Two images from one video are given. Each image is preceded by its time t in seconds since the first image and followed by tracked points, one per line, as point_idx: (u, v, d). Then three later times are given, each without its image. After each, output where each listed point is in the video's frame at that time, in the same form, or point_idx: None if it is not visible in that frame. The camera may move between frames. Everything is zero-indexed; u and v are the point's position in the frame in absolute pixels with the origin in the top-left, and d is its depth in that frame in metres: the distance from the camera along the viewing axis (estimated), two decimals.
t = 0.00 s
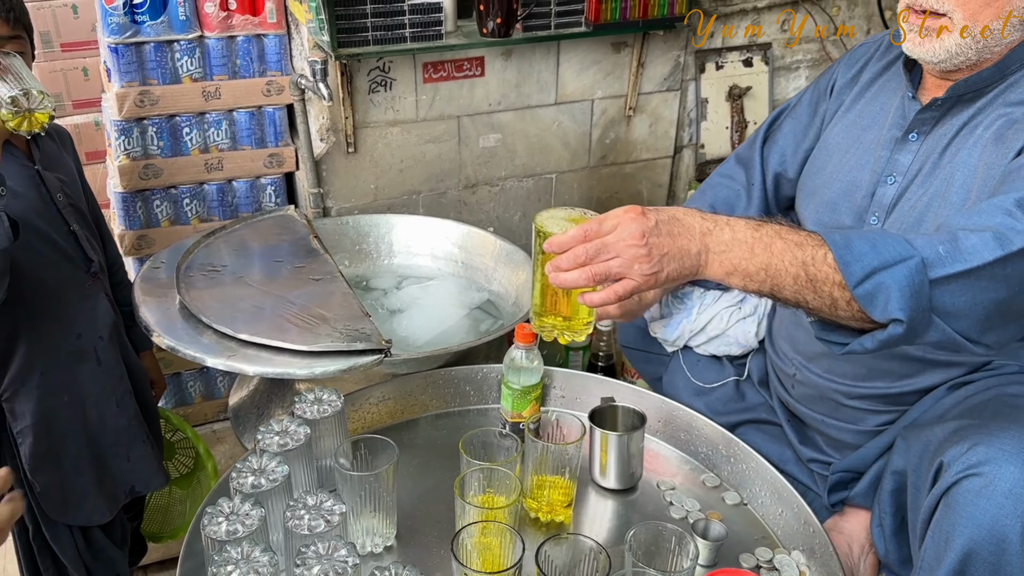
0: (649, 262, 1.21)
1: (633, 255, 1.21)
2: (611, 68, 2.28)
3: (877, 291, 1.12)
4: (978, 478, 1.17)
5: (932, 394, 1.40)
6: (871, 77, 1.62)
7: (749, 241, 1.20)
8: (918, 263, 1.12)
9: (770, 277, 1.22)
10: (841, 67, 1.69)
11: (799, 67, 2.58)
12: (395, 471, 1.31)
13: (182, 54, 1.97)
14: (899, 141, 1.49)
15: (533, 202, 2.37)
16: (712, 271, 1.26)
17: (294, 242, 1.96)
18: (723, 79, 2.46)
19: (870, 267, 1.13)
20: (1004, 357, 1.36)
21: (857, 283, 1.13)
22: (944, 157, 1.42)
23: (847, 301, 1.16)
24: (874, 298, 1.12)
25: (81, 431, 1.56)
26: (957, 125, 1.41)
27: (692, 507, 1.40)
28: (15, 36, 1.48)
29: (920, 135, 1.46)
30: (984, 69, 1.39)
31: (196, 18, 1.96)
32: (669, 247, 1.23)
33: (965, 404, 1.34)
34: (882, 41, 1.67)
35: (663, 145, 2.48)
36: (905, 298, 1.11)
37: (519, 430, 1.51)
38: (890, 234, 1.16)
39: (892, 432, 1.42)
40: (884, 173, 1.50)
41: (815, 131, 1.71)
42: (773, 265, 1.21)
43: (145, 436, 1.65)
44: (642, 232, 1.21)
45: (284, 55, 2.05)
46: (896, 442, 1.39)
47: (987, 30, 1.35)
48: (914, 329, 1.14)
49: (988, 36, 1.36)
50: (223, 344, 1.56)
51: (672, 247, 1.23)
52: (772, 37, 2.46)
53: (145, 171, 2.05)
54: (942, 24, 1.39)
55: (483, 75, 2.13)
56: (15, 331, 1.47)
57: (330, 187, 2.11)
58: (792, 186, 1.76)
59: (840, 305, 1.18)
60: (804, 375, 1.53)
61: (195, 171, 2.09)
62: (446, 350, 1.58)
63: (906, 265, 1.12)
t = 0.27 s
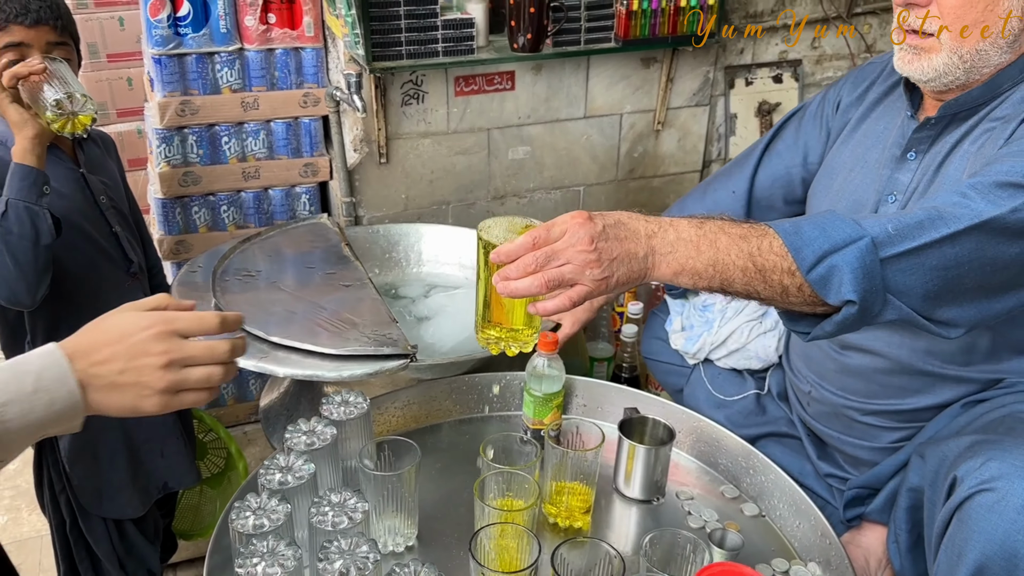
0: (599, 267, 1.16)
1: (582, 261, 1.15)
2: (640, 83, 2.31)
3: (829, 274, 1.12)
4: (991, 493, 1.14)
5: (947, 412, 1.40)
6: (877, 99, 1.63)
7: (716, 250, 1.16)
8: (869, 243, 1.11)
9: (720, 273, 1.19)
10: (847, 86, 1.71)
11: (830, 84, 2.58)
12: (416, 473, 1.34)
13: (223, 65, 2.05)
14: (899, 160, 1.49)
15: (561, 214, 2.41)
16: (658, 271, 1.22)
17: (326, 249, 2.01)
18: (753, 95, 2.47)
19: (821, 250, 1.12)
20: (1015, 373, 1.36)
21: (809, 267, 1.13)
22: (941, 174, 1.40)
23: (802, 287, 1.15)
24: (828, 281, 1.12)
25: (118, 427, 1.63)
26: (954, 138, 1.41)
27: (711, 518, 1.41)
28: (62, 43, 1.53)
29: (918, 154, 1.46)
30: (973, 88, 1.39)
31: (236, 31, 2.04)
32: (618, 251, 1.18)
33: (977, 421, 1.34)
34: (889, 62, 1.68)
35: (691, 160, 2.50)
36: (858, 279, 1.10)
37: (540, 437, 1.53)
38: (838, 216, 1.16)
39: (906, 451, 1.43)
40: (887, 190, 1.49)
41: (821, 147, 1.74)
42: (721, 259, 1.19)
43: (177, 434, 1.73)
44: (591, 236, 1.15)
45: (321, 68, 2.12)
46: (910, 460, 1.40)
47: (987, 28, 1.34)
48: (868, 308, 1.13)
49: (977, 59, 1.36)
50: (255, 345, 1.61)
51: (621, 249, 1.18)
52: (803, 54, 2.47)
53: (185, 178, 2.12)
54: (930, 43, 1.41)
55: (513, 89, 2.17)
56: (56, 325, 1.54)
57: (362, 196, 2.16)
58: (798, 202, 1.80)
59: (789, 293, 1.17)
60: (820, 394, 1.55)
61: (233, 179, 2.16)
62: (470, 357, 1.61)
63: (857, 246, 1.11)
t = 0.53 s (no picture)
0: (572, 292, 1.16)
1: (555, 286, 1.15)
2: (673, 102, 2.36)
3: (795, 290, 1.14)
4: (1002, 511, 1.15)
5: (959, 434, 1.43)
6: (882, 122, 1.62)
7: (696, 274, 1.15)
8: (832, 258, 1.13)
9: (690, 294, 1.20)
10: (859, 108, 1.69)
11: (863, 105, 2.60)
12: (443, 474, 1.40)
13: (270, 81, 2.15)
14: (894, 184, 1.49)
15: (592, 230, 2.46)
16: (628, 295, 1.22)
17: (363, 259, 2.09)
18: (785, 116, 2.50)
19: (787, 266, 1.15)
20: None
21: (775, 282, 1.15)
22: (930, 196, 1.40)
23: (770, 302, 1.17)
24: (793, 297, 1.14)
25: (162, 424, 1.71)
26: (941, 166, 1.40)
27: (730, 528, 1.44)
28: (119, 56, 1.60)
29: (911, 179, 1.46)
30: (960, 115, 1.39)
31: (284, 49, 2.13)
32: (590, 277, 1.18)
33: (992, 441, 1.36)
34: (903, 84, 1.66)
35: (723, 179, 2.54)
36: (822, 294, 1.12)
37: (564, 444, 1.58)
38: (804, 233, 1.18)
39: (920, 471, 1.45)
40: (883, 214, 1.49)
41: (835, 167, 1.72)
42: (689, 280, 1.20)
43: (218, 432, 1.80)
44: (563, 263, 1.16)
45: (363, 85, 2.21)
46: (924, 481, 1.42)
47: (986, 29, 1.33)
48: (833, 320, 1.15)
49: (957, 94, 1.37)
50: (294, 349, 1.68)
51: (592, 274, 1.18)
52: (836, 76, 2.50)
53: (231, 189, 2.22)
54: (914, 77, 1.42)
55: (548, 107, 2.23)
56: (107, 326, 1.63)
57: (398, 209, 2.23)
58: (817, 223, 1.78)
59: (756, 312, 1.19)
60: (832, 415, 1.57)
61: (277, 190, 2.25)
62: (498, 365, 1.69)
63: (821, 262, 1.13)
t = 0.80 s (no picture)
0: (556, 311, 1.17)
1: (539, 305, 1.17)
2: (707, 120, 2.39)
3: (774, 306, 1.16)
4: (1015, 526, 1.16)
5: (973, 453, 1.45)
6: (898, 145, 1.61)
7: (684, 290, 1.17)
8: (810, 276, 1.15)
9: (671, 313, 1.22)
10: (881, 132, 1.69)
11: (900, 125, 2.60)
12: (466, 473, 1.45)
13: (316, 94, 2.24)
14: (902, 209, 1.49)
15: (624, 243, 2.50)
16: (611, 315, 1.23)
17: (399, 266, 2.15)
18: (820, 135, 2.52)
19: (766, 283, 1.16)
20: None
21: (755, 299, 1.17)
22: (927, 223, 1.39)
23: (749, 320, 1.19)
24: (773, 313, 1.16)
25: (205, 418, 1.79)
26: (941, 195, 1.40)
27: (748, 537, 1.45)
28: (174, 74, 1.70)
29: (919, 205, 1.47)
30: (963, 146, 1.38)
31: (330, 62, 2.23)
32: (574, 297, 1.19)
33: (1008, 459, 1.37)
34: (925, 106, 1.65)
35: (756, 196, 2.56)
36: (800, 310, 1.14)
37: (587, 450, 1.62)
38: (784, 252, 1.20)
39: (935, 489, 1.47)
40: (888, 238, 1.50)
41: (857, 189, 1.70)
42: (670, 299, 1.22)
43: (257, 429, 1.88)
44: (547, 283, 1.17)
45: (404, 98, 2.28)
46: (940, 498, 1.43)
47: (967, 29, 1.27)
48: (812, 337, 1.16)
49: (961, 131, 1.36)
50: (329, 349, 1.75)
51: (577, 294, 1.19)
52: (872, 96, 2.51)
53: (276, 196, 2.31)
54: (916, 120, 1.40)
55: (583, 122, 2.28)
56: (156, 326, 1.72)
57: (435, 218, 2.30)
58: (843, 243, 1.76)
59: (736, 328, 1.21)
60: (849, 433, 1.59)
61: (319, 198, 2.34)
62: (524, 369, 1.74)
63: (800, 279, 1.15)
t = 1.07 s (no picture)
0: (574, 336, 1.16)
1: (559, 331, 1.16)
2: (756, 139, 2.39)
3: (793, 336, 1.14)
4: None
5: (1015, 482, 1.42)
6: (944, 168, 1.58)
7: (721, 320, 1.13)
8: (830, 307, 1.13)
9: (690, 341, 1.20)
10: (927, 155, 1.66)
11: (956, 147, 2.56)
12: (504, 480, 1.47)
13: (371, 108, 2.30)
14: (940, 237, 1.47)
15: (670, 260, 2.51)
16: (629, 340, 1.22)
17: (446, 277, 2.19)
18: (871, 156, 2.49)
19: (785, 313, 1.15)
20: None
21: (774, 328, 1.15)
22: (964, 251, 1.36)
23: (769, 347, 1.17)
24: (791, 343, 1.14)
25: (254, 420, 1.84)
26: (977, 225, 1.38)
27: (785, 557, 1.42)
28: (231, 98, 1.74)
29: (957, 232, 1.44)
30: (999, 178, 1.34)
31: (385, 77, 2.29)
32: (592, 323, 1.18)
33: None
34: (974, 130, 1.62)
35: (805, 216, 2.54)
36: (818, 341, 1.12)
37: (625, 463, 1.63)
38: (806, 281, 1.18)
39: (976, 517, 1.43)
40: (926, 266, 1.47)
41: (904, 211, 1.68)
42: (689, 326, 1.20)
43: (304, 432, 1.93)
44: (566, 308, 1.16)
45: (455, 112, 2.33)
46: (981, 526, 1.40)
47: (964, 29, 1.24)
48: (830, 367, 1.14)
49: (998, 163, 1.32)
50: (375, 355, 1.79)
51: (600, 321, 1.18)
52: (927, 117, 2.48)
53: (329, 207, 2.37)
54: (952, 153, 1.36)
55: (631, 139, 2.29)
56: (210, 328, 1.78)
57: (481, 231, 2.34)
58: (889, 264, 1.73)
59: (756, 357, 1.19)
60: (889, 458, 1.58)
61: (370, 209, 2.39)
62: (563, 383, 1.77)
63: (819, 310, 1.13)
